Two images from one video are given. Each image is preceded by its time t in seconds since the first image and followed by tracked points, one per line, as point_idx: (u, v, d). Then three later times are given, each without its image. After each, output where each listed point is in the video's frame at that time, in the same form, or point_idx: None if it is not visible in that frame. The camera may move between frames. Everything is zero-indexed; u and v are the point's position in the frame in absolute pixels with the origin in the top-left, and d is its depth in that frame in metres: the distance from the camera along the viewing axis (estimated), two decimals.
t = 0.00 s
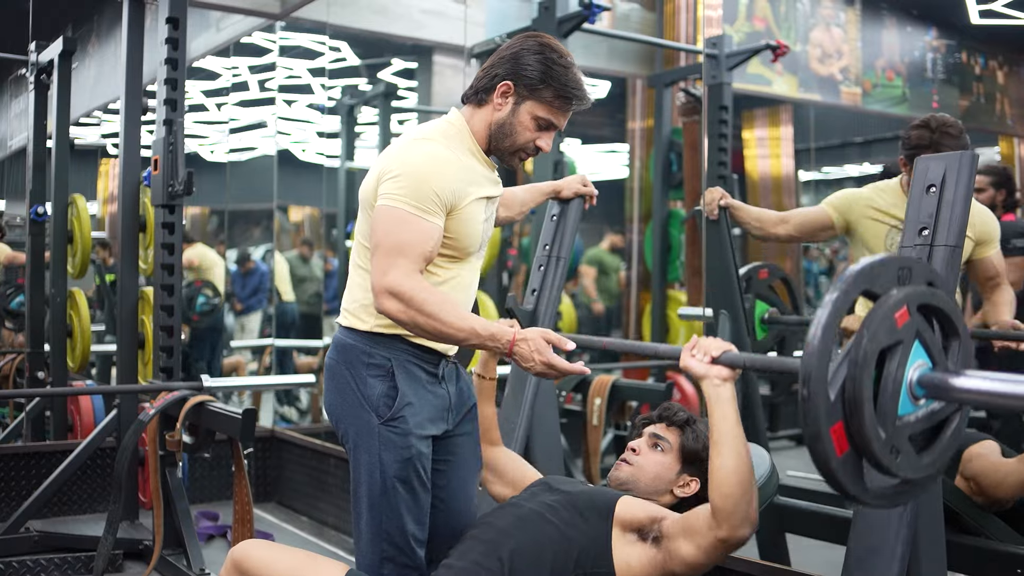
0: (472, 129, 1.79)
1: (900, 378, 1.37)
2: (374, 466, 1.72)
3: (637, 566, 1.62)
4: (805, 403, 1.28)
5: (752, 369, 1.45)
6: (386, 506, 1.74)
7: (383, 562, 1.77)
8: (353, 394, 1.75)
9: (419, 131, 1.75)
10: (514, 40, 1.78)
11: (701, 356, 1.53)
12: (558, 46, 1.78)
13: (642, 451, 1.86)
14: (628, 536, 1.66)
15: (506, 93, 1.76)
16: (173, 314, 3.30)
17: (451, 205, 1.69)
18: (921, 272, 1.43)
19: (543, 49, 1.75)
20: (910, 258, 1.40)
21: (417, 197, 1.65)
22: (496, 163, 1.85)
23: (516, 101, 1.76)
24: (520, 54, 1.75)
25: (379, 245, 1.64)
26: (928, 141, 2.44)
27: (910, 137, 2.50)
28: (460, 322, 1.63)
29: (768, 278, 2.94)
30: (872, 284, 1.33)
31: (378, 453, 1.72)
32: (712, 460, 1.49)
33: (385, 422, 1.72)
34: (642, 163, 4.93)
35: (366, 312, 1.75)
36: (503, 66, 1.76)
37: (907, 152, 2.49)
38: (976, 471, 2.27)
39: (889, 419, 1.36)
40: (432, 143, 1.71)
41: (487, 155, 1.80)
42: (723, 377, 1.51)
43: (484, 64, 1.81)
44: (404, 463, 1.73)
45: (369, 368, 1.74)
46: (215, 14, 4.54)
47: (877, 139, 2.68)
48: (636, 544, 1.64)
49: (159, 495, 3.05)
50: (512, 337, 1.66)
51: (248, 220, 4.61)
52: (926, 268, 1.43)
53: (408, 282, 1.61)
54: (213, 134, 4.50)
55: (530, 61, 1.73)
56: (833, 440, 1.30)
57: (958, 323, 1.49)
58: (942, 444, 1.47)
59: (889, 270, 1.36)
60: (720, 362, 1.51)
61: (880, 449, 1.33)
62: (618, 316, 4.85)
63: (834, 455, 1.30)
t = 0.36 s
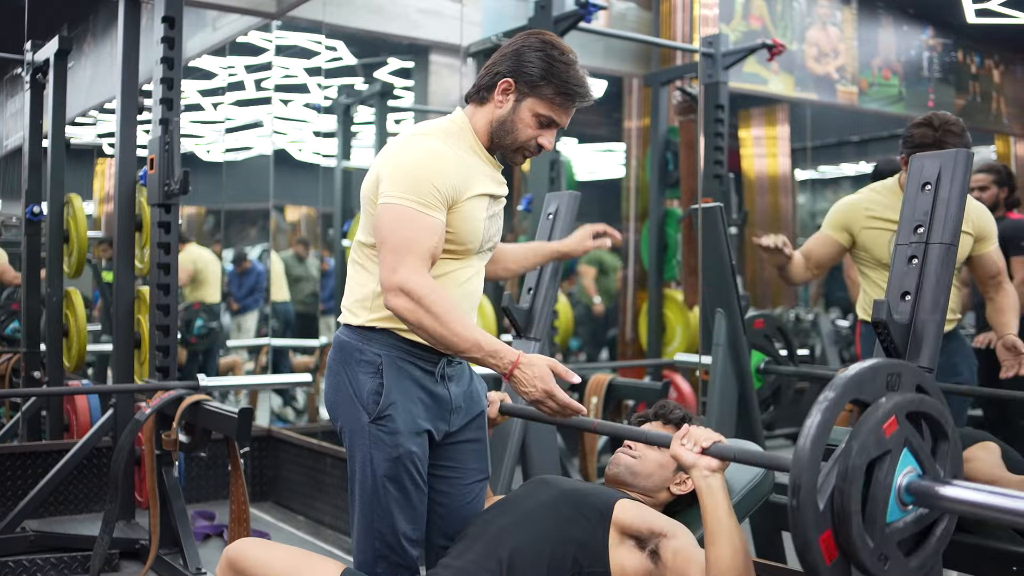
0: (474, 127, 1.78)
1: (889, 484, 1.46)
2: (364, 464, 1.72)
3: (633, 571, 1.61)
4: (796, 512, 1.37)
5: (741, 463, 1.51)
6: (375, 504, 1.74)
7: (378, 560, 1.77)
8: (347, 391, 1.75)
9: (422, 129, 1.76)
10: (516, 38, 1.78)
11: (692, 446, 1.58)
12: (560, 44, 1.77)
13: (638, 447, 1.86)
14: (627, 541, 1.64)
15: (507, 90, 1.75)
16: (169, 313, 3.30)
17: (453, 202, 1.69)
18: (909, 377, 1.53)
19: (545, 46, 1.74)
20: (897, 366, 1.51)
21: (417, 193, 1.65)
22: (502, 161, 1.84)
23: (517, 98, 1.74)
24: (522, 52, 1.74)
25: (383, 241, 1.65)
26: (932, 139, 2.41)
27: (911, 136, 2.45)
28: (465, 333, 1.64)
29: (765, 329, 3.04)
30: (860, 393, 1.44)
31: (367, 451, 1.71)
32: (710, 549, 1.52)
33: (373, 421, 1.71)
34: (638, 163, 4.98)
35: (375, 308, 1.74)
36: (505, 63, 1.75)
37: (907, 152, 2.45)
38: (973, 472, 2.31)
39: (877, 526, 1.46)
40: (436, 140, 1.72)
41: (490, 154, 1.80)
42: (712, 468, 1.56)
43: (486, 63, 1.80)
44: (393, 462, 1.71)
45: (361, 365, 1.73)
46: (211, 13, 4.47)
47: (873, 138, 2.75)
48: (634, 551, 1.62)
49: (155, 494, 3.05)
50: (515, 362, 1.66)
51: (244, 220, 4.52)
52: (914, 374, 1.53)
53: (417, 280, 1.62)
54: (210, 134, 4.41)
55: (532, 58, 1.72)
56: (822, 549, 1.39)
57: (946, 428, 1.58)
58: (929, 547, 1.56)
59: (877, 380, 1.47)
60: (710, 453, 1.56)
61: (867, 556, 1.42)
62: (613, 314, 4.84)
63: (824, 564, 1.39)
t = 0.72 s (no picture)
0: (507, 140, 1.73)
1: (884, 530, 1.46)
2: (360, 463, 1.72)
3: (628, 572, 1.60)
4: (791, 558, 1.37)
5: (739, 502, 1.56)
6: (370, 502, 1.73)
7: (372, 557, 1.77)
8: (345, 390, 1.75)
9: (459, 138, 1.71)
10: (552, 55, 1.74)
11: (689, 485, 1.64)
12: (595, 63, 1.73)
13: (635, 447, 1.86)
14: (622, 542, 1.63)
15: (541, 106, 1.70)
16: (167, 313, 3.29)
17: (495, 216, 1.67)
18: (903, 424, 1.54)
19: (581, 65, 1.70)
20: (891, 412, 1.52)
21: (459, 205, 1.61)
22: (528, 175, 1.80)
23: (552, 116, 1.70)
24: (557, 69, 1.70)
25: (433, 256, 1.61)
26: (925, 149, 2.42)
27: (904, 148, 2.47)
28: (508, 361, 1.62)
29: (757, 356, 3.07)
30: (857, 439, 1.44)
31: (363, 450, 1.71)
32: None
33: (370, 420, 1.71)
34: (636, 163, 4.97)
35: (383, 307, 1.74)
36: (541, 80, 1.71)
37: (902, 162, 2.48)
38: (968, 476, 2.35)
39: (872, 571, 1.45)
40: (477, 154, 1.68)
41: (520, 169, 1.75)
42: (709, 508, 1.61)
43: (521, 78, 1.75)
44: (387, 463, 1.71)
45: (360, 364, 1.73)
46: (209, 13, 4.39)
47: (871, 139, 2.79)
48: (629, 552, 1.62)
49: (153, 494, 3.04)
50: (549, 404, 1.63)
51: (243, 220, 4.54)
52: (908, 420, 1.55)
53: (472, 300, 1.60)
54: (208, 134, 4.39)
55: (567, 77, 1.68)
56: None
57: (941, 472, 1.59)
58: None
59: (871, 426, 1.47)
60: (707, 493, 1.62)
61: None
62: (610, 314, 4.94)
63: None
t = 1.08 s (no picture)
0: (525, 160, 1.72)
1: (882, 557, 1.44)
2: (357, 465, 1.72)
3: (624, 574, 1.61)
4: None
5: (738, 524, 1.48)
6: (368, 504, 1.73)
7: (370, 557, 1.77)
8: (340, 392, 1.74)
9: (481, 156, 1.70)
10: (572, 75, 1.72)
11: (688, 505, 1.56)
12: (615, 87, 1.72)
13: (630, 448, 1.86)
14: (617, 546, 1.64)
15: (560, 128, 1.69)
16: (163, 313, 3.29)
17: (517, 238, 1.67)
18: (903, 448, 1.52)
19: (602, 88, 1.69)
20: (891, 437, 1.49)
21: (488, 229, 1.61)
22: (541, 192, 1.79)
23: (571, 138, 1.69)
24: (577, 91, 1.69)
25: (466, 282, 1.60)
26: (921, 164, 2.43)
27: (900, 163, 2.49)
28: (540, 393, 1.61)
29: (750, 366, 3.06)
30: (855, 466, 1.42)
31: (361, 452, 1.71)
32: None
33: (369, 423, 1.70)
34: (631, 164, 5.00)
35: (384, 313, 1.74)
36: (561, 101, 1.69)
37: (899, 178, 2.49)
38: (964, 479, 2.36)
39: None
40: (500, 176, 1.67)
41: (537, 188, 1.75)
42: (707, 529, 1.54)
43: (540, 97, 1.74)
44: (386, 465, 1.71)
45: (357, 367, 1.73)
46: (205, 13, 4.37)
47: (866, 140, 2.84)
48: (625, 555, 1.63)
49: (148, 494, 3.04)
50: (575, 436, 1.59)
51: (238, 220, 4.52)
52: (908, 444, 1.52)
53: (508, 328, 1.59)
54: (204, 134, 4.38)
55: (588, 99, 1.67)
56: None
57: (940, 500, 1.56)
58: None
59: (869, 451, 1.45)
60: (706, 513, 1.54)
61: None
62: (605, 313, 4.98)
63: None
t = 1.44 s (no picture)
0: (529, 162, 1.73)
1: (888, 465, 1.47)
2: (357, 464, 1.72)
3: (626, 567, 1.62)
4: (798, 488, 1.39)
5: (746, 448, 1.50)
6: (368, 502, 1.73)
7: (369, 556, 1.77)
8: (339, 391, 1.74)
9: (484, 156, 1.70)
10: (574, 78, 1.73)
11: (694, 434, 1.58)
12: (620, 90, 1.73)
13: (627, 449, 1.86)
14: (620, 536, 1.66)
15: (565, 130, 1.70)
16: (158, 312, 3.29)
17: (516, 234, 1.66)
18: (909, 361, 1.55)
19: (606, 91, 1.70)
20: (897, 349, 1.52)
21: (490, 228, 1.61)
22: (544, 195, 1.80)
23: (575, 140, 1.70)
24: (582, 94, 1.70)
25: (463, 279, 1.61)
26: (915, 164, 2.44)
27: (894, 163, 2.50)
28: (549, 379, 1.63)
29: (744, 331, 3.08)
30: (861, 375, 1.46)
31: (361, 451, 1.71)
32: (732, 535, 1.50)
33: (368, 421, 1.70)
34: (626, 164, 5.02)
35: (386, 312, 1.73)
36: (566, 104, 1.71)
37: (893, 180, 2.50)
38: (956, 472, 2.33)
39: (876, 503, 1.47)
40: (502, 176, 1.67)
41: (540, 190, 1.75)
42: (716, 456, 1.55)
43: (543, 100, 1.75)
44: (386, 464, 1.71)
45: (356, 366, 1.73)
46: (200, 12, 4.43)
47: (860, 138, 2.86)
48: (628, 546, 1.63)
49: (144, 494, 3.04)
50: (592, 408, 1.66)
51: (234, 220, 4.51)
52: (913, 357, 1.55)
53: (503, 324, 1.59)
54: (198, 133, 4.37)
55: (593, 102, 1.68)
56: (823, 523, 1.40)
57: (944, 410, 1.60)
58: (927, 527, 1.57)
59: (876, 360, 1.48)
60: (712, 441, 1.56)
61: (867, 531, 1.43)
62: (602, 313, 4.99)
63: (825, 540, 1.41)
